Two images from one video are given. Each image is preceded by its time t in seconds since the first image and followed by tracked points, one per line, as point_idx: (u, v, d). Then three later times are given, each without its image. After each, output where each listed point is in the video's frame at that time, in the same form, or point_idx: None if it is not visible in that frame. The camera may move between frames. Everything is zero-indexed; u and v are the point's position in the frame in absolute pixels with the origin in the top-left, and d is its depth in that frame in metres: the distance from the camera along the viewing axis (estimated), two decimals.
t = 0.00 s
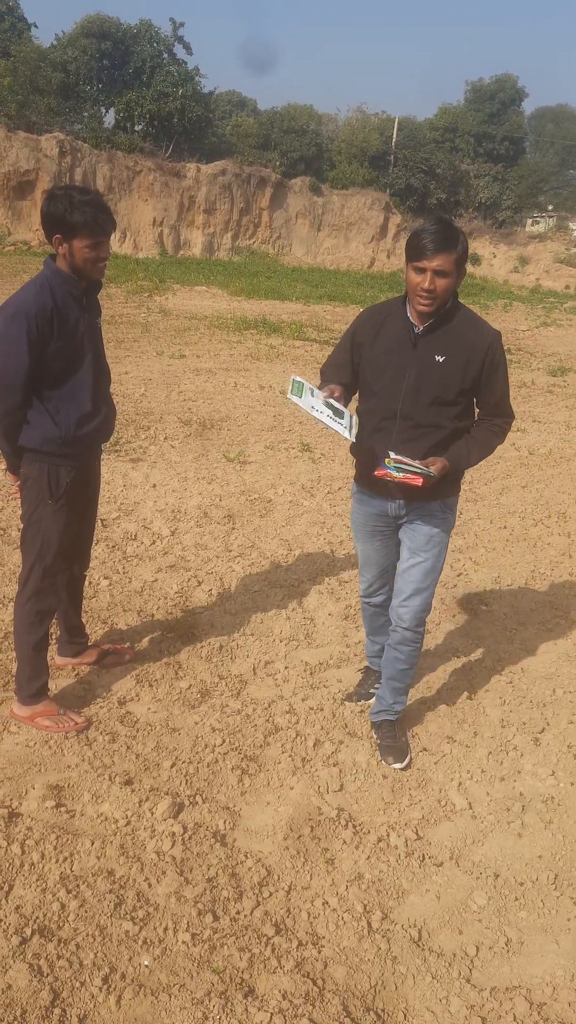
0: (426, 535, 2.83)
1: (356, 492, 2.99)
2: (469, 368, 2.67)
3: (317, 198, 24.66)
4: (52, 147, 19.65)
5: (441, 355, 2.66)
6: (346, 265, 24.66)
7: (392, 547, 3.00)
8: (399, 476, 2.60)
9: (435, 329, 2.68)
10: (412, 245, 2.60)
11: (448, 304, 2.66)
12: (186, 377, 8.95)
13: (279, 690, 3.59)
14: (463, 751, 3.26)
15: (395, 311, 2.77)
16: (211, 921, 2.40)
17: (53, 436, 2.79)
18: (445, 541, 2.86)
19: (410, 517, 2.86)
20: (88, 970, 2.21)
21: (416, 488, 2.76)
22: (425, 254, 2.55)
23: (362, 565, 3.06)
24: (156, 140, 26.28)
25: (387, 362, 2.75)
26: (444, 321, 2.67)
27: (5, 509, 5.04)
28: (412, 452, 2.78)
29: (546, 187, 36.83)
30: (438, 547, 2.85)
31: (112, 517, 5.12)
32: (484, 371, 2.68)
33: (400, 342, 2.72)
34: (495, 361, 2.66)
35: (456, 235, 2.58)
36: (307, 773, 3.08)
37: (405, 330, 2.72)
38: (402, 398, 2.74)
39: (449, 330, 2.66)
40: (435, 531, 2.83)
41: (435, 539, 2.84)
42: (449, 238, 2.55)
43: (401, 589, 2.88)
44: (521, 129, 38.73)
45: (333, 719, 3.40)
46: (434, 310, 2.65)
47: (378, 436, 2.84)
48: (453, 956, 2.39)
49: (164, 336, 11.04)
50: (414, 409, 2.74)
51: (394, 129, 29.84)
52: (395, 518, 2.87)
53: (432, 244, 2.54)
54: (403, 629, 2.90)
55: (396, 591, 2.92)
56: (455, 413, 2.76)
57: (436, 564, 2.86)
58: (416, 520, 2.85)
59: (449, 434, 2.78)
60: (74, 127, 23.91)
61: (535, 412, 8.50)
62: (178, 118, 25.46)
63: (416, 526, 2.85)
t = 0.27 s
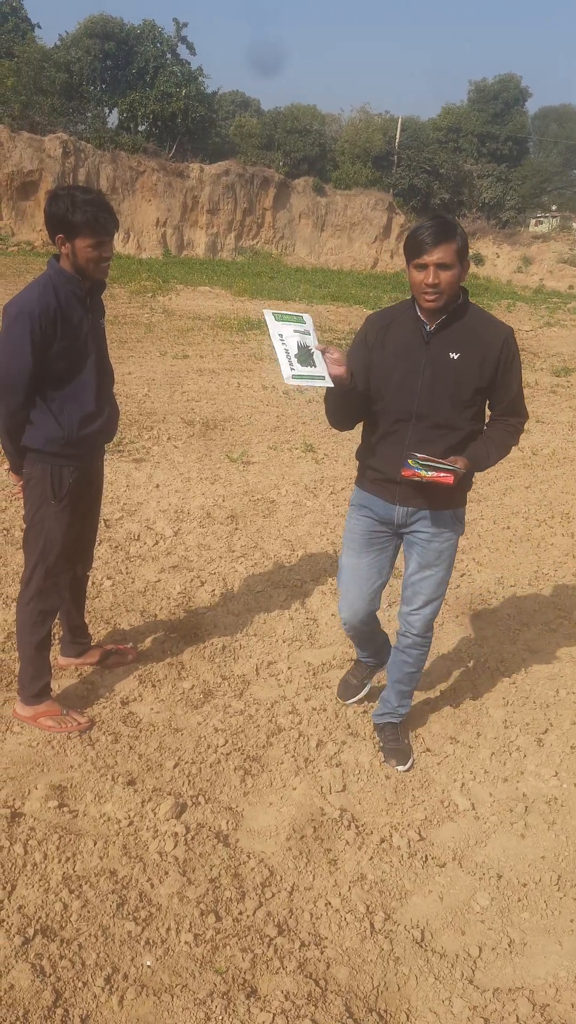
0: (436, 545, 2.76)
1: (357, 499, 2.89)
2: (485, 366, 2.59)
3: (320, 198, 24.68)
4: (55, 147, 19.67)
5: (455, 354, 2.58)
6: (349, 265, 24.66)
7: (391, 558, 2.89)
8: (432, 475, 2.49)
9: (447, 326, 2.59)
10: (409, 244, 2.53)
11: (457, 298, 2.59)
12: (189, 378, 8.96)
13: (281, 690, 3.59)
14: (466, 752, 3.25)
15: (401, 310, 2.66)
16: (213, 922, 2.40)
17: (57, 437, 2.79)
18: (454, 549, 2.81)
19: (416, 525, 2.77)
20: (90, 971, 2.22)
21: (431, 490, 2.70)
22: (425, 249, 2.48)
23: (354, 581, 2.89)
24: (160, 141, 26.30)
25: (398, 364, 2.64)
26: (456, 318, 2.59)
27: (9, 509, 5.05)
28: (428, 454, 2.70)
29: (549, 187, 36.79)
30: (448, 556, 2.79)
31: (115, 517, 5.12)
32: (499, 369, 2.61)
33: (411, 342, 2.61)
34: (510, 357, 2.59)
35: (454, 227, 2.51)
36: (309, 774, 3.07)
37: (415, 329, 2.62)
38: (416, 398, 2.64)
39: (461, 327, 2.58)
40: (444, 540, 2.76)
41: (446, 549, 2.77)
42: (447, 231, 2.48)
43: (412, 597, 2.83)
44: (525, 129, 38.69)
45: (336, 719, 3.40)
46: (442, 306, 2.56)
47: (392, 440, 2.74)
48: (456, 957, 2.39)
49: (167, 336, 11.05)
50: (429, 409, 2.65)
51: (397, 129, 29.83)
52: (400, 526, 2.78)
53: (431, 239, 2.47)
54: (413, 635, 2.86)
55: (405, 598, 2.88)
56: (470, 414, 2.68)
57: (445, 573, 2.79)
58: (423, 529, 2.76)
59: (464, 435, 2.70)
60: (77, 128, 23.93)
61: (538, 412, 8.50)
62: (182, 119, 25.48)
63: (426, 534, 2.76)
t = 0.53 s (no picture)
0: (439, 552, 2.67)
1: (357, 496, 2.70)
2: (487, 363, 2.51)
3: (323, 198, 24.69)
4: (58, 148, 19.69)
5: (456, 354, 2.49)
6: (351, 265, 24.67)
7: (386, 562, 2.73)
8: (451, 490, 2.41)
9: (445, 327, 2.49)
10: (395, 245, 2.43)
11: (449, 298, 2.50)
12: (191, 378, 8.96)
13: (283, 690, 3.59)
14: (468, 752, 3.25)
15: (395, 315, 2.54)
16: (215, 922, 2.40)
17: (59, 437, 2.80)
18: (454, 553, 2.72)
19: (419, 529, 2.64)
20: (92, 971, 2.22)
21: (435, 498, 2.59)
22: (412, 248, 2.39)
23: (355, 585, 2.65)
24: (162, 141, 26.32)
25: (398, 369, 2.52)
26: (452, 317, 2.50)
27: (11, 509, 5.05)
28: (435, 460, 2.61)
29: (552, 187, 36.76)
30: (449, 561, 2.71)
31: (117, 518, 5.12)
32: (500, 364, 2.54)
33: (410, 347, 2.50)
34: (510, 352, 2.53)
35: (441, 225, 2.42)
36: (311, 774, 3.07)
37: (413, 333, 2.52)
38: (420, 403, 2.53)
39: (460, 325, 2.49)
40: (448, 547, 2.67)
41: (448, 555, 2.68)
42: (434, 229, 2.39)
43: (413, 602, 2.75)
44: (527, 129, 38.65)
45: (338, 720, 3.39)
46: (435, 307, 2.47)
47: (397, 448, 2.61)
48: (458, 957, 2.39)
49: (169, 336, 11.05)
50: (434, 413, 2.55)
51: (399, 129, 29.83)
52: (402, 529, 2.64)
53: (418, 237, 2.38)
54: (413, 639, 2.82)
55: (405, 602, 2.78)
56: (474, 413, 2.60)
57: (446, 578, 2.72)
58: (428, 533, 2.65)
59: (468, 435, 2.63)
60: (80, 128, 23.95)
61: (541, 412, 8.50)
62: (184, 119, 25.49)
63: (429, 541, 2.65)
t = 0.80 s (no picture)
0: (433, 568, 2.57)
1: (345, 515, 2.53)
2: (471, 367, 2.43)
3: (325, 199, 24.71)
4: (60, 149, 19.72)
5: (440, 357, 2.38)
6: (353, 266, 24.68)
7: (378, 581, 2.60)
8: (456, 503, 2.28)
9: (426, 332, 2.38)
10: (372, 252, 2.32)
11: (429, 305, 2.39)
12: (193, 378, 8.97)
13: (286, 691, 3.59)
14: (471, 753, 3.25)
15: (372, 324, 2.41)
16: (217, 923, 2.40)
17: (61, 438, 2.80)
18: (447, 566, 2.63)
19: (414, 546, 2.52)
20: (94, 972, 2.22)
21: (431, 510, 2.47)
22: (390, 254, 2.28)
23: (347, 612, 2.52)
24: (164, 142, 26.35)
25: (384, 378, 2.37)
26: (432, 322, 2.40)
27: (14, 510, 5.06)
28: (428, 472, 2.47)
29: (554, 187, 36.75)
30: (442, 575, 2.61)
31: (119, 519, 5.13)
32: (482, 366, 2.46)
33: (393, 354, 2.37)
34: (492, 355, 2.46)
35: (418, 229, 2.32)
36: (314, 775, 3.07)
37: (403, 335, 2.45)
38: (409, 412, 2.39)
39: (441, 328, 2.39)
40: (442, 562, 2.57)
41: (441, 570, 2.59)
42: (410, 233, 2.29)
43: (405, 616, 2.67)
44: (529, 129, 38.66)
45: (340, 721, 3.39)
46: (415, 314, 2.36)
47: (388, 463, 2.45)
48: (461, 958, 2.39)
49: (172, 337, 11.07)
50: (424, 422, 2.42)
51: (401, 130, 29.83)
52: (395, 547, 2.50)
53: (395, 242, 2.27)
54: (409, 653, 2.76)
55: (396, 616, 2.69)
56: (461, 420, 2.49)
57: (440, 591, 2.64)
58: (422, 550, 2.53)
59: (456, 444, 2.52)
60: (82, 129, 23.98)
61: (543, 412, 8.51)
62: (186, 120, 25.52)
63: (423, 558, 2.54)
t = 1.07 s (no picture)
0: (425, 577, 2.50)
1: (327, 527, 2.48)
2: (449, 359, 2.40)
3: (326, 200, 24.72)
4: (61, 150, 19.72)
5: (417, 350, 2.35)
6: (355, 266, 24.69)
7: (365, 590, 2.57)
8: (441, 499, 2.23)
9: (402, 325, 2.35)
10: (339, 242, 2.30)
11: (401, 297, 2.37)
12: (194, 379, 8.98)
13: (287, 692, 3.59)
14: (472, 754, 3.24)
15: (345, 318, 2.37)
16: (218, 924, 2.40)
17: (61, 438, 2.80)
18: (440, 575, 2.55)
19: (401, 553, 2.47)
20: (95, 974, 2.22)
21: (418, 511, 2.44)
22: (357, 243, 2.26)
23: (331, 627, 2.51)
24: (165, 143, 26.35)
25: (362, 374, 2.33)
26: (407, 314, 2.36)
27: (15, 511, 5.06)
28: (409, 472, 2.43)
29: (555, 187, 36.74)
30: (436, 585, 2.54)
31: (120, 520, 5.13)
32: (460, 359, 2.43)
33: (370, 349, 2.33)
34: (468, 347, 2.44)
35: (384, 219, 2.31)
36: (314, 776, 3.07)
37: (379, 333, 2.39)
38: (389, 408, 2.36)
39: (417, 321, 2.36)
40: (433, 570, 2.50)
41: (434, 578, 2.52)
42: (377, 223, 2.28)
43: (400, 634, 2.59)
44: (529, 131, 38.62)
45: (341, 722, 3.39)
46: (385, 305, 2.33)
47: (371, 462, 2.40)
48: (461, 959, 2.38)
49: (173, 338, 11.06)
50: (404, 418, 2.38)
51: (402, 130, 29.83)
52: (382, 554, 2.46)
53: (362, 232, 2.25)
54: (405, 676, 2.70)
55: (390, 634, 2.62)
56: (441, 415, 2.45)
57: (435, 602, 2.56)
58: (410, 557, 2.48)
59: (437, 440, 2.48)
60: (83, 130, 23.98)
61: (544, 412, 8.51)
62: (187, 120, 25.51)
63: (412, 566, 2.49)
